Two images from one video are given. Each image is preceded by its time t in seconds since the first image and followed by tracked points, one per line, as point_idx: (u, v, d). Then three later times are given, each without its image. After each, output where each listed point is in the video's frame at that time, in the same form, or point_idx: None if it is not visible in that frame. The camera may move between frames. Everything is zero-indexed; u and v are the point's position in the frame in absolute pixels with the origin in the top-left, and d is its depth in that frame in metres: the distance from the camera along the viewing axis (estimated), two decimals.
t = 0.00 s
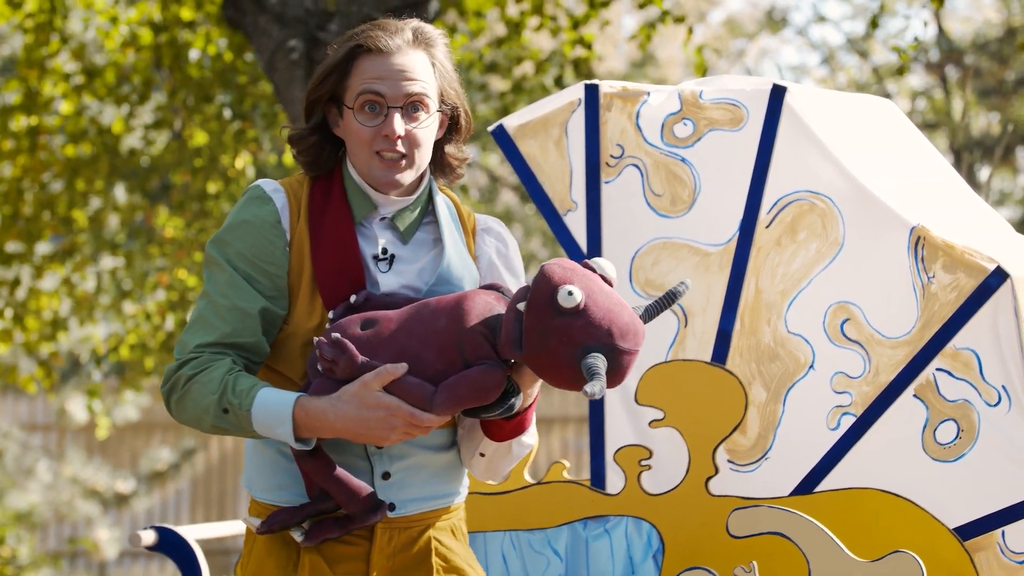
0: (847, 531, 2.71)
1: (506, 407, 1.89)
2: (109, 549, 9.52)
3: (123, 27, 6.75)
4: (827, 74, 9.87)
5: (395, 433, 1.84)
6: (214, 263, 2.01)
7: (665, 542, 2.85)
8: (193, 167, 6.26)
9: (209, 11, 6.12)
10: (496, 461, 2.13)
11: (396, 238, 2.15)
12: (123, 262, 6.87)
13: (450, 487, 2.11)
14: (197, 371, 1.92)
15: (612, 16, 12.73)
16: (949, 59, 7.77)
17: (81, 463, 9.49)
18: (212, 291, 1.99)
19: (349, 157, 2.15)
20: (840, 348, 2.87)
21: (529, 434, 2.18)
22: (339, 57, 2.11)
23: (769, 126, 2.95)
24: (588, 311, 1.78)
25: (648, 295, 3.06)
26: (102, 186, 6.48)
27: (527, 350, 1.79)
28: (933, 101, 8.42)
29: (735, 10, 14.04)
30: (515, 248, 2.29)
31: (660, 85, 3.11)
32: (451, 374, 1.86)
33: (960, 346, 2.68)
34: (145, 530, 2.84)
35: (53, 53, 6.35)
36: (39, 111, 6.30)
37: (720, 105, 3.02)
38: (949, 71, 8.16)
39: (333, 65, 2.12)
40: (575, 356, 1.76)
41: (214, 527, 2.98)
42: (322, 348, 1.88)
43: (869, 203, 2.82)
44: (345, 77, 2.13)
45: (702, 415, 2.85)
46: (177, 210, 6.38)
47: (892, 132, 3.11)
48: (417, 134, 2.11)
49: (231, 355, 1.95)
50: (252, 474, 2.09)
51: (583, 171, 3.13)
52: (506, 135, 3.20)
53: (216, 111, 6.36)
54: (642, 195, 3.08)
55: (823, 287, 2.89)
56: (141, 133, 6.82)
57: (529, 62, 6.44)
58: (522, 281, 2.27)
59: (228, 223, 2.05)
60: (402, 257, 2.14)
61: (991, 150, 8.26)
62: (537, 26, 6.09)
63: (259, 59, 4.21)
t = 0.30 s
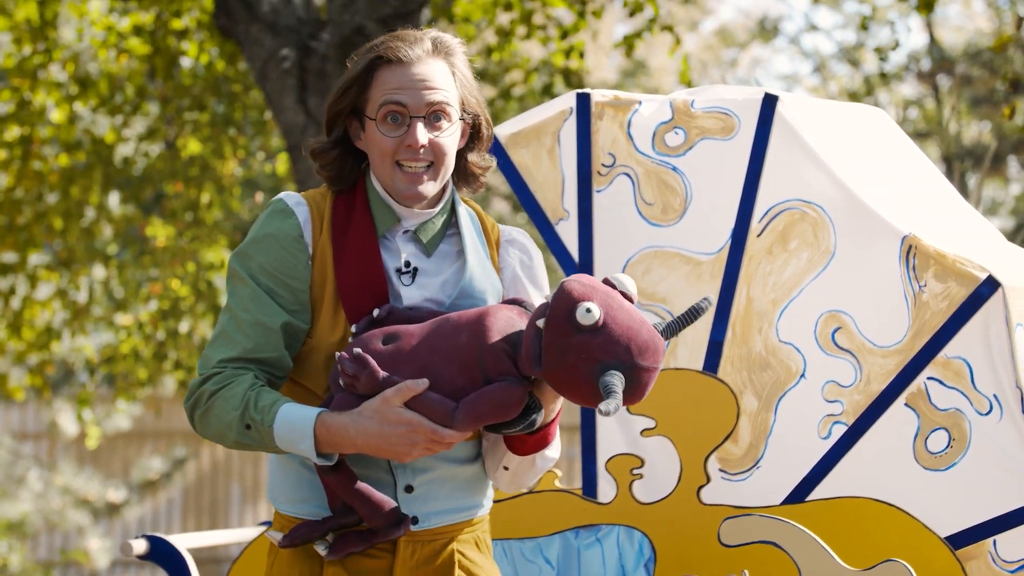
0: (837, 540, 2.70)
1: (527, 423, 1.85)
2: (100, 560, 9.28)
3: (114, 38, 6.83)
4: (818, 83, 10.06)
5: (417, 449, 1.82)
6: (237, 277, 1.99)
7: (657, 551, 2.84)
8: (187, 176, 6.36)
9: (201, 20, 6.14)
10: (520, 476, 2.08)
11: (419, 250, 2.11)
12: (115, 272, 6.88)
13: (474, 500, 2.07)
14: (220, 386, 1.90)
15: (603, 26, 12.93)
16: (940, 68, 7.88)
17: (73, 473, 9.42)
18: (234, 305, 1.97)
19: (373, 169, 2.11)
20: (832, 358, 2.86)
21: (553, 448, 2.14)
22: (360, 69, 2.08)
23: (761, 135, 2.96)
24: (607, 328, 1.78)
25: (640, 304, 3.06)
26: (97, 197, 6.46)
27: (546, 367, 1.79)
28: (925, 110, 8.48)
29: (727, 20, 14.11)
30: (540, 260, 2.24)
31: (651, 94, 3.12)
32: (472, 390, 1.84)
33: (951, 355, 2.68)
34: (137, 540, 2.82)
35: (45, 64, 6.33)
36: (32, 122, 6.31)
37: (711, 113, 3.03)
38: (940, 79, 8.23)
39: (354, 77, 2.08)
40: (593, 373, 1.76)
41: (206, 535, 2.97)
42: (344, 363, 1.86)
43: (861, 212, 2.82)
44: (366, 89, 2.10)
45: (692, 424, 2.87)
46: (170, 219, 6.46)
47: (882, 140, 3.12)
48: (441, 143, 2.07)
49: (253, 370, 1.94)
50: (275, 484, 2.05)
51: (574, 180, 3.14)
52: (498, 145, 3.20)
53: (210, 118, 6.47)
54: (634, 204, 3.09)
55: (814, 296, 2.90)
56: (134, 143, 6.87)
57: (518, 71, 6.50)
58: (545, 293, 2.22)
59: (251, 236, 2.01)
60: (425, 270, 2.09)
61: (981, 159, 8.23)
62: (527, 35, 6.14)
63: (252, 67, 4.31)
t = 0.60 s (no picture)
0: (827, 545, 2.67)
1: (544, 433, 1.75)
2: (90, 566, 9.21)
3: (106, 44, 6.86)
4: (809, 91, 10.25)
5: (434, 463, 1.70)
6: (251, 292, 1.88)
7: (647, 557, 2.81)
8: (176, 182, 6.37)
9: (190, 27, 6.15)
10: (541, 481, 1.98)
11: (433, 258, 1.99)
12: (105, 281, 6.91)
13: (498, 506, 1.95)
14: (237, 404, 1.80)
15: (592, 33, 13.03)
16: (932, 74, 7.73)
17: (64, 479, 9.35)
18: (248, 321, 1.86)
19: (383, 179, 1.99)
20: (823, 364, 2.86)
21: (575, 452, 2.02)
22: (367, 75, 1.96)
23: (752, 141, 2.97)
24: (619, 339, 1.67)
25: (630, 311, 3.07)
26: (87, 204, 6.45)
27: (557, 380, 1.69)
28: (915, 116, 8.52)
29: (718, 26, 14.19)
30: (555, 264, 2.11)
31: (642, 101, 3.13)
32: (488, 404, 1.73)
33: (942, 361, 2.68)
34: (127, 545, 2.80)
35: (36, 70, 6.33)
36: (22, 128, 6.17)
37: (702, 120, 3.04)
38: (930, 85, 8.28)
39: (362, 84, 1.97)
40: (605, 386, 1.66)
41: (195, 542, 2.95)
42: (358, 377, 1.74)
43: (851, 218, 2.82)
44: (375, 95, 1.97)
45: (685, 433, 2.88)
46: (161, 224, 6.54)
47: (873, 147, 3.13)
48: (451, 148, 1.93)
49: (270, 387, 1.82)
50: (297, 496, 1.95)
51: (565, 186, 3.15)
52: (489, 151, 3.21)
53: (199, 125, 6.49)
54: (624, 211, 3.09)
55: (805, 302, 2.90)
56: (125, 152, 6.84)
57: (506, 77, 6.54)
58: (562, 300, 2.08)
59: (262, 252, 1.91)
60: (439, 278, 1.97)
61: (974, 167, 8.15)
62: (515, 41, 6.18)
63: (242, 74, 4.34)
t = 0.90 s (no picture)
0: (817, 549, 2.64)
1: (548, 439, 1.74)
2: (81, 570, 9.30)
3: (95, 47, 6.88)
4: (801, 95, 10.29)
5: (438, 471, 1.70)
6: (252, 303, 1.88)
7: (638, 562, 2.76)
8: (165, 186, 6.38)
9: (181, 31, 6.18)
10: (547, 484, 1.97)
11: (433, 263, 1.98)
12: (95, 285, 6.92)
13: (506, 511, 1.94)
14: (241, 416, 1.80)
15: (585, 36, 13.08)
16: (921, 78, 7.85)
17: (54, 483, 9.46)
18: (251, 332, 1.86)
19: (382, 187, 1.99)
20: (813, 368, 2.86)
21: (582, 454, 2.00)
22: (365, 85, 1.95)
23: (742, 147, 2.99)
24: (618, 347, 1.66)
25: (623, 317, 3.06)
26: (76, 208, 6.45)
27: (559, 388, 1.67)
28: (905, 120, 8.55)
29: (710, 30, 14.22)
30: (556, 267, 2.10)
31: (632, 106, 3.16)
32: (492, 411, 1.72)
33: (932, 365, 2.69)
34: (119, 550, 2.79)
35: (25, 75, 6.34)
36: (11, 131, 6.24)
37: (692, 124, 3.05)
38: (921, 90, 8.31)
39: (360, 94, 1.96)
40: (606, 394, 1.64)
41: (186, 545, 2.96)
42: (361, 387, 1.73)
43: (843, 223, 2.83)
44: (373, 105, 1.97)
45: (676, 438, 2.88)
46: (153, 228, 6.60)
47: (862, 150, 3.14)
48: (448, 159, 1.93)
49: (274, 397, 1.82)
50: (305, 504, 1.94)
51: (555, 191, 3.15)
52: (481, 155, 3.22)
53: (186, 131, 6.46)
54: (616, 215, 3.09)
55: (797, 306, 2.89)
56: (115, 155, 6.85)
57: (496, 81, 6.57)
58: (564, 302, 2.07)
59: (264, 262, 1.90)
60: (440, 284, 1.96)
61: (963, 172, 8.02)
62: (507, 45, 6.21)
63: (232, 78, 4.34)
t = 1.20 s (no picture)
0: (810, 550, 2.64)
1: (541, 441, 1.71)
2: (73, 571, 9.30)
3: (86, 47, 6.88)
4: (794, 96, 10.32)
5: (431, 472, 1.70)
6: (245, 305, 1.87)
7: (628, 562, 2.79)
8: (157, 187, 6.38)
9: (172, 30, 6.19)
10: (539, 485, 1.96)
11: (426, 265, 1.98)
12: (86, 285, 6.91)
13: (497, 512, 1.94)
14: (233, 418, 1.79)
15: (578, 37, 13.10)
16: (912, 80, 7.91)
17: (46, 484, 9.45)
18: (243, 334, 1.86)
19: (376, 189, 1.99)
20: (806, 369, 2.86)
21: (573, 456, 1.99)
22: (360, 87, 1.95)
23: (734, 147, 2.99)
24: (611, 347, 1.66)
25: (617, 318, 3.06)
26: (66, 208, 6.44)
27: (551, 389, 1.67)
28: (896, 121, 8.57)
29: (702, 31, 14.23)
30: (548, 269, 2.10)
31: (624, 106, 3.17)
32: (485, 412, 1.71)
33: (924, 366, 2.70)
34: (110, 550, 2.78)
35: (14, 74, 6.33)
36: None
37: (685, 125, 3.06)
38: (913, 90, 8.32)
39: (354, 96, 1.96)
40: (599, 394, 1.64)
41: (178, 546, 2.96)
42: (355, 389, 1.73)
43: (835, 224, 2.83)
44: (368, 107, 1.97)
45: (667, 441, 2.87)
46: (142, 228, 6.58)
47: (854, 151, 3.14)
48: (442, 161, 1.93)
49: (265, 399, 1.82)
50: (296, 506, 1.94)
51: (548, 192, 3.15)
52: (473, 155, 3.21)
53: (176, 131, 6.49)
54: (608, 216, 3.09)
55: (789, 306, 2.89)
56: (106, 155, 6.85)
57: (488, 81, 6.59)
58: (556, 302, 2.07)
59: (255, 264, 1.90)
60: (433, 286, 1.96)
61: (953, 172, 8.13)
62: (500, 45, 6.23)
63: (224, 79, 4.34)
